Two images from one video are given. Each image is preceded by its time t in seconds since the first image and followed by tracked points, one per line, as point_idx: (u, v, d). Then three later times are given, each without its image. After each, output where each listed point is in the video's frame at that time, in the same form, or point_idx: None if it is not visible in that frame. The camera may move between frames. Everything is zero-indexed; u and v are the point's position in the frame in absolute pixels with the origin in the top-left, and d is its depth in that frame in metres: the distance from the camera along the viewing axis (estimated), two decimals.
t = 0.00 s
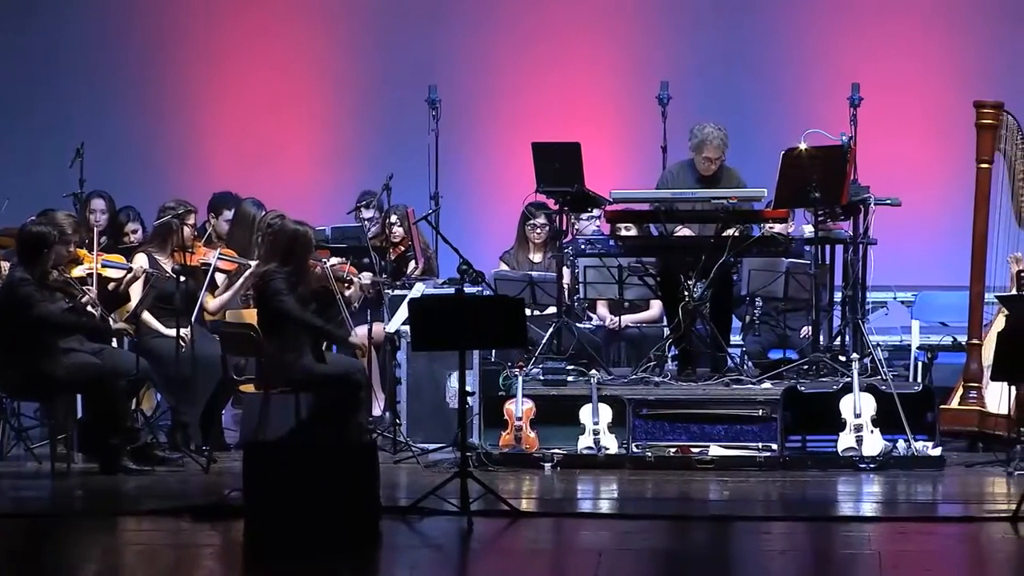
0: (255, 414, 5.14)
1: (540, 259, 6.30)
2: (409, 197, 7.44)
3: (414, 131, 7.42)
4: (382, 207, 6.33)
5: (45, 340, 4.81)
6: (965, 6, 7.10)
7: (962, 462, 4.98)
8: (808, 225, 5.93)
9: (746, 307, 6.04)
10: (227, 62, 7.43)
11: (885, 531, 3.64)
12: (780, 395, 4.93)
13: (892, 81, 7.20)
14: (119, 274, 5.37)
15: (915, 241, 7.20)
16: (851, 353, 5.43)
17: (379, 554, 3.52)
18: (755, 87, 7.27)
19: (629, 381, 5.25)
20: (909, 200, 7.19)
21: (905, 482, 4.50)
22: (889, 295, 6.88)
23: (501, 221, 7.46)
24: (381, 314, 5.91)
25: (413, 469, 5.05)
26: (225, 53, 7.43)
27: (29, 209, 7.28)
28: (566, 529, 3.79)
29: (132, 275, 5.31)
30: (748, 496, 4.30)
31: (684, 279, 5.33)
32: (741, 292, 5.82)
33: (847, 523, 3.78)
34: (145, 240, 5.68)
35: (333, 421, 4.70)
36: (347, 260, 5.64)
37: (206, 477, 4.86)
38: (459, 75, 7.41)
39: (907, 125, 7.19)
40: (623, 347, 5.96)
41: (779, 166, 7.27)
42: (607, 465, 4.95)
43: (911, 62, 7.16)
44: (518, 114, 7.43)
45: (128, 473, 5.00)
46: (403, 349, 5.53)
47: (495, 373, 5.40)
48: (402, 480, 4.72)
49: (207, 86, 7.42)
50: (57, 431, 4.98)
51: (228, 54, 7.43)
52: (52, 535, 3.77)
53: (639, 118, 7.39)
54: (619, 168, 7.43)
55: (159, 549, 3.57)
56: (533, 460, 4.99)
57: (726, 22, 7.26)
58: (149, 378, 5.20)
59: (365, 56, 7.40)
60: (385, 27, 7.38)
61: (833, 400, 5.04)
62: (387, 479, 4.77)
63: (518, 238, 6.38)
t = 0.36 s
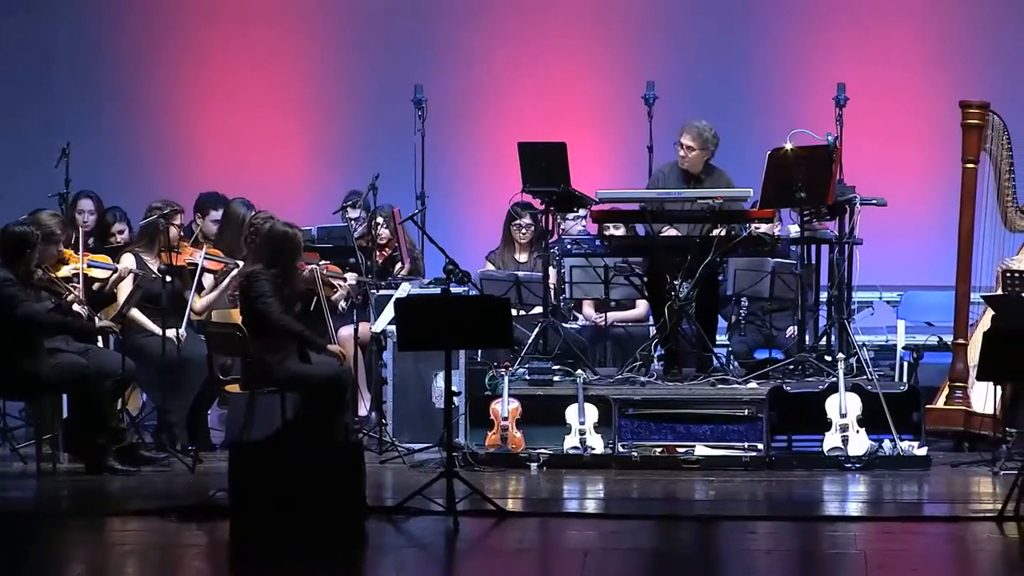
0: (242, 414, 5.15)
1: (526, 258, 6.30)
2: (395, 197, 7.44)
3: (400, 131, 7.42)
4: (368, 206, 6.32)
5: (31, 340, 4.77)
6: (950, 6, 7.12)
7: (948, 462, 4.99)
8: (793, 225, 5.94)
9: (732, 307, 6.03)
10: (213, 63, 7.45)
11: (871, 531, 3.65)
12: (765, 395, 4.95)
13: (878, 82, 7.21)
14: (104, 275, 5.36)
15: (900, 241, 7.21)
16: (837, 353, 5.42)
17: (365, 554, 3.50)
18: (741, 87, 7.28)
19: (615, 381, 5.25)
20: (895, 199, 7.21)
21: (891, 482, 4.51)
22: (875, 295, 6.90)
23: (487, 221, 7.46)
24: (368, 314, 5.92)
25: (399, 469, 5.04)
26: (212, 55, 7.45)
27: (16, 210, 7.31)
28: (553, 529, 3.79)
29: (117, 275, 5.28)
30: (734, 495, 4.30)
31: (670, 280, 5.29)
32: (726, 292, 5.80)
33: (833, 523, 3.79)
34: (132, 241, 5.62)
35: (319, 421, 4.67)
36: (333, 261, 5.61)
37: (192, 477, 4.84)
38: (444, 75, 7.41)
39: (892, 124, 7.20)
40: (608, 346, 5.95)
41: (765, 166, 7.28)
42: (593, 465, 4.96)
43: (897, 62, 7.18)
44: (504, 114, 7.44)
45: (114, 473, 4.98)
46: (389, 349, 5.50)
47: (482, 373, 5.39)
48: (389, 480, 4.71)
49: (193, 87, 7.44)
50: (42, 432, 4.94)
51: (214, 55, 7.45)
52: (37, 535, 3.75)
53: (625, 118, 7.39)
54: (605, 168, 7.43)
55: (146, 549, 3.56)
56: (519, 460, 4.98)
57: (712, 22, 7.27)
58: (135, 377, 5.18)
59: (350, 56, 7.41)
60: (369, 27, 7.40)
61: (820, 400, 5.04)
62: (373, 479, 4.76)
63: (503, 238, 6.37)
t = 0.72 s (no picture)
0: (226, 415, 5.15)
1: (511, 258, 6.30)
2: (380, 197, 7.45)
3: (385, 132, 7.43)
4: (355, 204, 6.29)
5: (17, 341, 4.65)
6: (933, 6, 7.14)
7: (932, 462, 5.01)
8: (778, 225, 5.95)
9: (717, 306, 6.03)
10: (197, 63, 7.44)
11: (856, 531, 3.66)
12: (750, 395, 4.96)
13: (862, 81, 7.23)
14: (88, 274, 5.35)
15: (885, 241, 7.23)
16: (822, 353, 5.44)
17: (350, 554, 3.49)
18: (726, 86, 7.29)
19: (599, 381, 5.24)
20: (880, 199, 7.23)
21: (876, 482, 4.52)
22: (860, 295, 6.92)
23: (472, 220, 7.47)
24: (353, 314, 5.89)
25: (384, 469, 5.02)
26: (196, 55, 7.44)
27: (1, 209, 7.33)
28: (538, 529, 3.78)
29: (101, 275, 5.26)
30: (719, 495, 4.31)
31: (654, 279, 5.27)
32: (711, 292, 5.82)
33: (818, 523, 3.79)
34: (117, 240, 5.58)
35: (303, 422, 4.63)
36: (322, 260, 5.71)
37: (177, 477, 4.81)
38: (429, 75, 7.41)
39: (876, 124, 7.22)
40: (593, 346, 5.96)
41: (750, 166, 7.29)
42: (578, 465, 4.95)
43: (882, 62, 7.20)
44: (489, 114, 7.44)
45: (99, 473, 4.96)
46: (373, 349, 5.49)
47: (466, 373, 5.39)
48: (373, 480, 4.69)
49: (177, 87, 7.43)
50: (26, 432, 4.89)
51: (197, 55, 7.44)
52: (21, 535, 3.73)
53: (610, 118, 7.39)
54: (590, 168, 7.43)
55: (130, 549, 3.54)
56: (504, 460, 4.98)
57: (696, 22, 7.28)
58: (120, 377, 5.14)
59: (334, 55, 7.41)
60: (353, 27, 7.40)
61: (804, 400, 5.04)
62: (358, 479, 4.74)
63: (489, 236, 6.37)
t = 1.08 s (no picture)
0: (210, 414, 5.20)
1: (495, 258, 6.30)
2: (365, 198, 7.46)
3: (368, 131, 7.43)
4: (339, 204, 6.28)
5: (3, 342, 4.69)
6: (916, 7, 7.16)
7: (916, 461, 5.02)
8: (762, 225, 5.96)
9: (701, 307, 6.03)
10: (181, 65, 7.49)
11: (839, 531, 3.66)
12: (734, 395, 4.96)
13: (845, 81, 7.25)
14: (73, 275, 5.24)
15: (868, 241, 7.26)
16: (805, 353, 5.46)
17: (334, 554, 3.48)
18: (709, 86, 7.31)
19: (583, 381, 5.24)
20: (863, 199, 7.25)
21: (859, 481, 4.53)
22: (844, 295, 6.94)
23: (456, 219, 7.48)
24: (338, 314, 5.90)
25: (367, 469, 5.01)
26: (181, 55, 7.48)
27: None
28: (522, 529, 3.78)
29: (86, 276, 5.22)
30: (703, 495, 4.31)
31: (638, 279, 5.29)
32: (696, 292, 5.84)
33: (802, 523, 3.80)
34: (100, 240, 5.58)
35: (288, 421, 4.65)
36: (307, 260, 5.66)
37: (160, 477, 4.79)
38: (412, 75, 7.42)
39: (859, 124, 7.25)
40: (577, 346, 5.99)
41: (734, 165, 7.31)
42: (562, 465, 4.95)
43: (864, 63, 7.22)
44: (472, 114, 7.45)
45: (82, 473, 4.90)
46: (357, 349, 5.47)
47: (450, 373, 5.43)
48: (357, 480, 4.68)
49: (162, 89, 7.49)
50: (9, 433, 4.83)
51: (182, 57, 7.48)
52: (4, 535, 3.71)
53: (594, 118, 7.40)
54: (574, 168, 7.44)
55: (113, 549, 3.52)
56: (488, 460, 4.96)
57: (680, 21, 7.29)
58: (104, 379, 5.08)
59: (317, 55, 7.42)
60: (336, 27, 7.41)
61: (788, 400, 5.05)
62: (342, 480, 4.73)
63: (473, 236, 6.36)
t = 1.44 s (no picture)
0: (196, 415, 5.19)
1: (481, 258, 6.31)
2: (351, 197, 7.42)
3: (354, 130, 7.45)
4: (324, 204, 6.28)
5: None
6: (902, 8, 7.18)
7: (901, 461, 5.03)
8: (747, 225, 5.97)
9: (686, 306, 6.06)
10: (166, 65, 7.49)
11: (825, 530, 3.67)
12: (719, 394, 4.97)
13: (830, 81, 7.27)
14: (59, 274, 5.21)
15: (852, 241, 7.28)
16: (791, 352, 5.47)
17: (319, 554, 3.47)
18: (694, 87, 7.32)
19: (569, 381, 5.24)
20: (849, 199, 7.27)
21: (844, 481, 4.54)
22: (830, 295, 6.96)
23: (441, 219, 7.48)
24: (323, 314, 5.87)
25: (353, 469, 4.99)
26: (167, 54, 7.49)
27: None
28: (507, 529, 3.77)
29: (71, 275, 5.21)
30: (688, 494, 4.31)
31: (625, 279, 5.28)
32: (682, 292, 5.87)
33: (787, 522, 3.81)
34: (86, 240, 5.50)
35: (273, 417, 4.69)
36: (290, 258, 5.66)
37: (146, 477, 4.76)
38: (397, 75, 7.43)
39: (844, 124, 7.26)
40: (562, 346, 5.98)
41: (720, 165, 7.32)
42: (547, 465, 4.95)
43: (849, 64, 7.24)
44: (458, 114, 7.46)
45: (68, 473, 4.87)
46: (343, 349, 5.45)
47: (436, 373, 5.43)
48: (343, 480, 4.66)
49: (147, 89, 7.49)
50: None
51: (166, 57, 7.49)
52: None
53: (580, 117, 7.40)
54: (560, 166, 7.43)
55: (98, 549, 3.50)
56: (474, 460, 4.97)
57: (666, 21, 7.30)
58: (90, 378, 5.00)
59: (302, 55, 7.45)
60: (321, 28, 7.43)
61: (773, 399, 5.07)
62: (328, 479, 4.71)
63: (463, 232, 6.33)
